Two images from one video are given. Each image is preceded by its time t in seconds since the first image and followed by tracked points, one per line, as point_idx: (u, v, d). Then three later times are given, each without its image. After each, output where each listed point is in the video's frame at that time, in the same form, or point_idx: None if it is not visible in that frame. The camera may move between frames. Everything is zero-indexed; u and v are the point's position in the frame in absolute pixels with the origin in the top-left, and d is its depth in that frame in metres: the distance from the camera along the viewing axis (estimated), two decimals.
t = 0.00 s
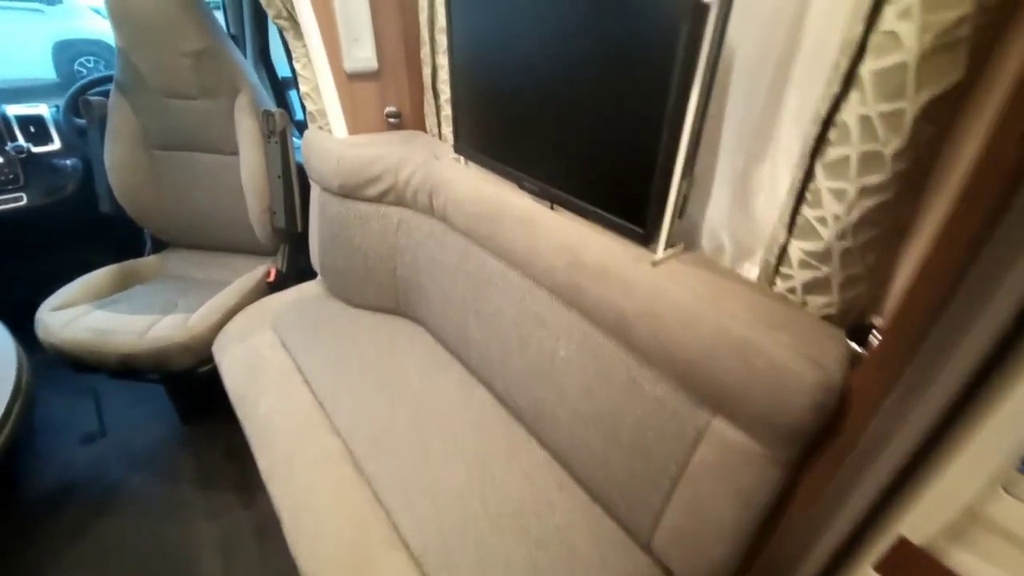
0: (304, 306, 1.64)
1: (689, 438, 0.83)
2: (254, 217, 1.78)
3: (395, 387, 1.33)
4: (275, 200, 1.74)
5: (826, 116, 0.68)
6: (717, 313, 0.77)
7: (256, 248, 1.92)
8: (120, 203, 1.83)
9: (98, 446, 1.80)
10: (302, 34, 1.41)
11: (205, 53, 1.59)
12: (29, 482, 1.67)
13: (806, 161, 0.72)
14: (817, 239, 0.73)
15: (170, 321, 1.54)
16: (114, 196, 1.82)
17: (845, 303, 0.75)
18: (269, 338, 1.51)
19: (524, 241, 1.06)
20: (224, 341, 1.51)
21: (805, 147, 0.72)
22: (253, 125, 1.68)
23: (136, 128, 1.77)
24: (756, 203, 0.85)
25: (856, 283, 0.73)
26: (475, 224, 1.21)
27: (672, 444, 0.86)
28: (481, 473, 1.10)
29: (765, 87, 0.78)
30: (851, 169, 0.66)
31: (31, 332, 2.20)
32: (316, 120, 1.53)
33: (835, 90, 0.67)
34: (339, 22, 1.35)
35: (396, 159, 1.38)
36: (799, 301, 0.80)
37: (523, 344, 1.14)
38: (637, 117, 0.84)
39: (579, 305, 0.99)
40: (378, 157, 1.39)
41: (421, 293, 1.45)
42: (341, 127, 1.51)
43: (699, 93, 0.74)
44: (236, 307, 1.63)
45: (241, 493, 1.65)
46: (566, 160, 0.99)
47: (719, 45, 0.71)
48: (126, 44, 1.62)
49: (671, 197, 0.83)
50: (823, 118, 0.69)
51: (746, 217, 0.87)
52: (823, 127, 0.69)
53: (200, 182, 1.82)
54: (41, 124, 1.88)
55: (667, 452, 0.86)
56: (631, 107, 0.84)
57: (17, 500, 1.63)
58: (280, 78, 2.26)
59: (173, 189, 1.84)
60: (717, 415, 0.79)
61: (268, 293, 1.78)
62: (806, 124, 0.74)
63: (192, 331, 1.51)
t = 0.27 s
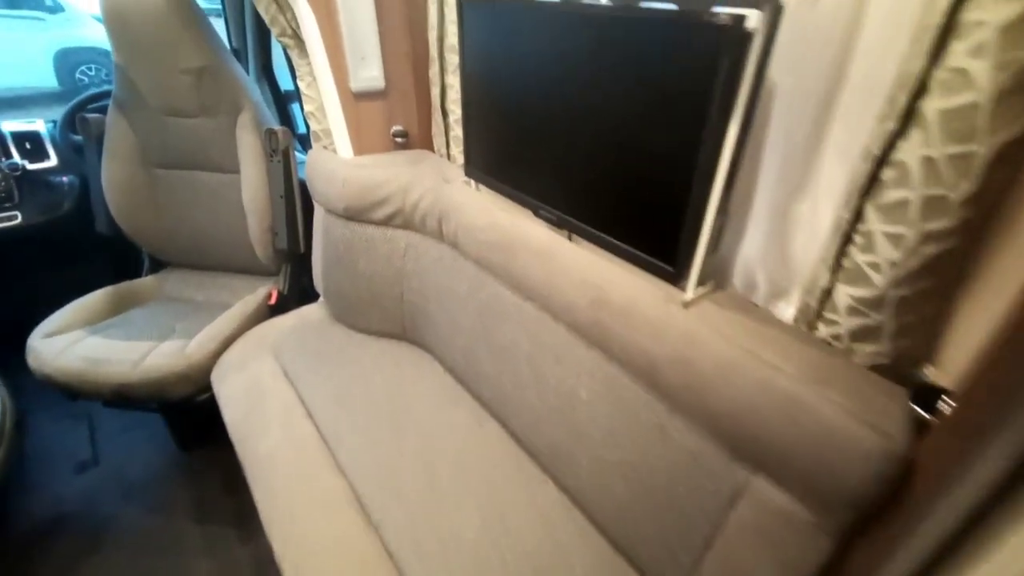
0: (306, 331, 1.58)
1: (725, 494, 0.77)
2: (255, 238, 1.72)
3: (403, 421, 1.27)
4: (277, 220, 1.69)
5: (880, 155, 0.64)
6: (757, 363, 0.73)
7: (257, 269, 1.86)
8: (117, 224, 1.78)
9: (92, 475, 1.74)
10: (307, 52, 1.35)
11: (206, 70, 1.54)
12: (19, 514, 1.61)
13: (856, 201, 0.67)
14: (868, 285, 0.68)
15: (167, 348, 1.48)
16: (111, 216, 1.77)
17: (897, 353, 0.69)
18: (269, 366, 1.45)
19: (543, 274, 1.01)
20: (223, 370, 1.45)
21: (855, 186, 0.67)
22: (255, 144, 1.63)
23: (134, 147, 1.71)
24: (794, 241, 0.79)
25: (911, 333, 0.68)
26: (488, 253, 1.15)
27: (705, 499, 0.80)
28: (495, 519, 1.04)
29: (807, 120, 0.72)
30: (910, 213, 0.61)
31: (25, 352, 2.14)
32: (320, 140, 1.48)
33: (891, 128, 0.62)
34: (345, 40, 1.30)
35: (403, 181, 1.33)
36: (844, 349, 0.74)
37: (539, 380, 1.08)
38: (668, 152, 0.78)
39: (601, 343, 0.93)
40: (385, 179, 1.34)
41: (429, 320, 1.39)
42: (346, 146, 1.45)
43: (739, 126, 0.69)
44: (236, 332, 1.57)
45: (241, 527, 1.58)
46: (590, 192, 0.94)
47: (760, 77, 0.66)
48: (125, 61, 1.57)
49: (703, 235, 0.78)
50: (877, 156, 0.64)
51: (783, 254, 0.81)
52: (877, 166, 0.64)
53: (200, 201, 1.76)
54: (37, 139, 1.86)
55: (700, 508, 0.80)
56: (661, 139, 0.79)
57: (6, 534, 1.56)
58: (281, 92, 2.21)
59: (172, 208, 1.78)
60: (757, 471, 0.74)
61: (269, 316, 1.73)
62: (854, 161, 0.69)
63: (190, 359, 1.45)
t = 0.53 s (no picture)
0: (314, 352, 1.52)
1: (781, 551, 0.71)
2: (261, 256, 1.66)
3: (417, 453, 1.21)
4: (284, 238, 1.63)
5: (959, 188, 0.58)
6: (819, 413, 0.67)
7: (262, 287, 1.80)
8: (118, 241, 1.72)
9: (89, 503, 1.66)
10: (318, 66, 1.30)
11: (211, 85, 1.49)
12: (13, 547, 1.54)
13: (930, 237, 0.62)
14: (943, 327, 0.62)
15: (168, 373, 1.41)
16: (112, 234, 1.71)
17: (972, 400, 0.64)
18: (277, 392, 1.39)
19: (571, 303, 0.95)
20: (227, 396, 1.38)
21: (929, 220, 0.61)
22: (261, 159, 1.58)
23: (136, 162, 1.66)
24: (850, 274, 0.74)
25: (988, 379, 0.62)
26: (509, 278, 1.09)
27: (757, 555, 0.73)
28: (521, 564, 0.97)
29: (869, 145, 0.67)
30: (997, 253, 0.56)
31: (22, 371, 2.08)
32: (330, 156, 1.43)
33: (973, 160, 0.57)
34: (358, 54, 1.25)
35: (418, 200, 1.27)
36: (910, 393, 0.69)
37: (565, 415, 1.02)
38: (711, 181, 0.72)
39: (635, 379, 0.87)
40: (399, 198, 1.28)
41: (444, 344, 1.33)
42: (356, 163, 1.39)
43: (796, 154, 0.63)
44: (240, 354, 1.50)
45: (245, 560, 1.51)
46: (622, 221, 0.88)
47: (823, 102, 0.60)
48: (126, 74, 1.52)
49: (752, 269, 0.72)
50: (955, 190, 0.58)
51: (836, 288, 0.76)
52: (955, 200, 0.59)
53: (203, 218, 1.70)
54: (37, 153, 1.80)
55: (750, 564, 0.74)
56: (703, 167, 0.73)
57: None
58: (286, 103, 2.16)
59: (175, 225, 1.73)
60: (818, 528, 0.68)
61: (275, 337, 1.67)
62: (923, 191, 0.64)
63: (192, 384, 1.38)
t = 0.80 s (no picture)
0: (326, 368, 1.47)
1: None
2: (270, 269, 1.62)
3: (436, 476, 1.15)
4: (294, 250, 1.59)
5: None
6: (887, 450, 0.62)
7: (270, 299, 1.75)
8: (124, 254, 1.68)
9: (93, 522, 1.61)
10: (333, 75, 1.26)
11: (222, 94, 1.45)
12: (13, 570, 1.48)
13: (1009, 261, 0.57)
14: None
15: (176, 391, 1.36)
16: (118, 246, 1.67)
17: None
18: (288, 411, 1.34)
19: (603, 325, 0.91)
20: (236, 416, 1.33)
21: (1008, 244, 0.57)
22: (272, 170, 1.54)
23: (144, 173, 1.62)
24: (909, 298, 0.69)
25: None
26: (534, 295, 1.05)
27: None
28: None
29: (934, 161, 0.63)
30: None
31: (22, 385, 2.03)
32: (343, 167, 1.39)
33: None
34: (376, 63, 1.21)
35: (436, 213, 1.23)
36: (982, 428, 0.64)
37: (596, 440, 0.97)
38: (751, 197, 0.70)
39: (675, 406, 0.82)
40: (416, 211, 1.24)
41: (462, 362, 1.29)
42: (372, 175, 1.35)
43: (863, 174, 0.59)
44: (250, 371, 1.46)
45: None
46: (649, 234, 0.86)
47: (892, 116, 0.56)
48: (135, 84, 1.48)
49: (807, 293, 0.68)
50: None
51: (895, 312, 0.71)
52: None
53: (212, 229, 1.66)
54: (42, 163, 1.77)
55: None
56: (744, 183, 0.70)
57: None
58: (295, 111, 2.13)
59: (182, 236, 1.68)
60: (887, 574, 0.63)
61: (285, 352, 1.62)
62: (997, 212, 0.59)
63: (201, 403, 1.33)
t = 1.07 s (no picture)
0: (344, 392, 1.42)
1: None
2: (286, 288, 1.57)
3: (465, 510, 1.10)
4: (311, 269, 1.54)
5: None
6: (982, 505, 0.57)
7: (284, 318, 1.70)
8: (136, 272, 1.64)
9: (98, 551, 1.54)
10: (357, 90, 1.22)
11: (239, 110, 1.42)
12: None
13: None
14: None
15: (190, 417, 1.31)
16: (130, 264, 1.63)
17: None
18: (307, 438, 1.28)
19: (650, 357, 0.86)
20: (252, 444, 1.28)
21: None
22: (289, 187, 1.49)
23: (158, 190, 1.58)
24: (993, 337, 0.64)
25: None
26: (571, 322, 1.00)
27: None
28: None
29: None
30: None
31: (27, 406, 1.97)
32: (364, 184, 1.34)
33: None
34: (402, 79, 1.17)
35: (463, 234, 1.18)
36: None
37: (639, 476, 0.91)
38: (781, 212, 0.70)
39: (732, 446, 0.77)
40: (443, 232, 1.19)
41: (489, 387, 1.24)
42: (394, 193, 1.30)
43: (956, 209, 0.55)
44: (266, 395, 1.41)
45: None
46: (667, 242, 0.87)
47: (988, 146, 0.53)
48: (151, 99, 1.44)
49: (886, 326, 0.63)
50: None
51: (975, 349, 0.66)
52: None
53: (226, 247, 1.61)
54: (51, 177, 1.73)
55: None
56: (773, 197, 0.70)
57: None
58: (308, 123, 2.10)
59: (196, 254, 1.64)
60: None
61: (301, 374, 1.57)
62: None
63: (216, 429, 1.28)
